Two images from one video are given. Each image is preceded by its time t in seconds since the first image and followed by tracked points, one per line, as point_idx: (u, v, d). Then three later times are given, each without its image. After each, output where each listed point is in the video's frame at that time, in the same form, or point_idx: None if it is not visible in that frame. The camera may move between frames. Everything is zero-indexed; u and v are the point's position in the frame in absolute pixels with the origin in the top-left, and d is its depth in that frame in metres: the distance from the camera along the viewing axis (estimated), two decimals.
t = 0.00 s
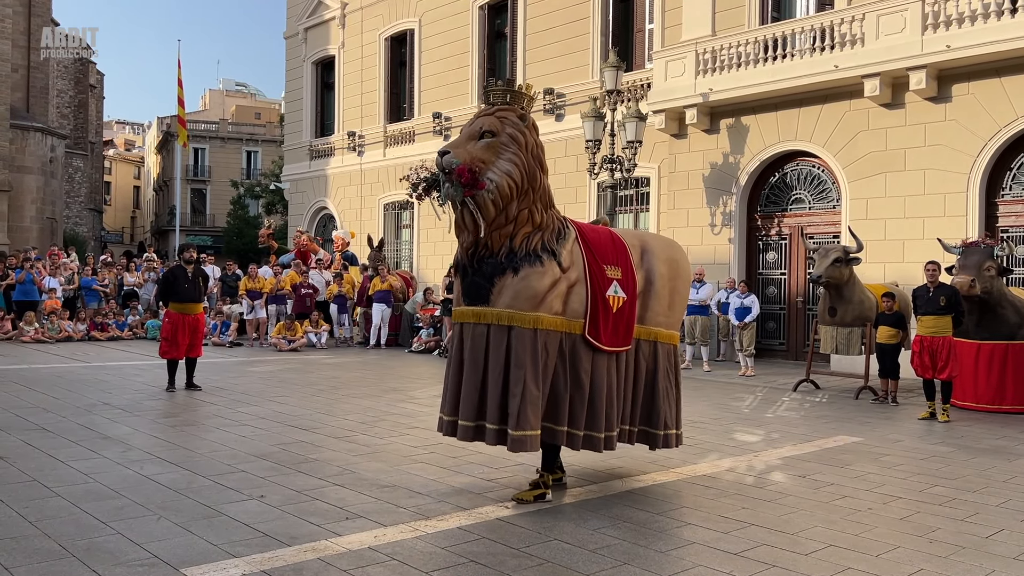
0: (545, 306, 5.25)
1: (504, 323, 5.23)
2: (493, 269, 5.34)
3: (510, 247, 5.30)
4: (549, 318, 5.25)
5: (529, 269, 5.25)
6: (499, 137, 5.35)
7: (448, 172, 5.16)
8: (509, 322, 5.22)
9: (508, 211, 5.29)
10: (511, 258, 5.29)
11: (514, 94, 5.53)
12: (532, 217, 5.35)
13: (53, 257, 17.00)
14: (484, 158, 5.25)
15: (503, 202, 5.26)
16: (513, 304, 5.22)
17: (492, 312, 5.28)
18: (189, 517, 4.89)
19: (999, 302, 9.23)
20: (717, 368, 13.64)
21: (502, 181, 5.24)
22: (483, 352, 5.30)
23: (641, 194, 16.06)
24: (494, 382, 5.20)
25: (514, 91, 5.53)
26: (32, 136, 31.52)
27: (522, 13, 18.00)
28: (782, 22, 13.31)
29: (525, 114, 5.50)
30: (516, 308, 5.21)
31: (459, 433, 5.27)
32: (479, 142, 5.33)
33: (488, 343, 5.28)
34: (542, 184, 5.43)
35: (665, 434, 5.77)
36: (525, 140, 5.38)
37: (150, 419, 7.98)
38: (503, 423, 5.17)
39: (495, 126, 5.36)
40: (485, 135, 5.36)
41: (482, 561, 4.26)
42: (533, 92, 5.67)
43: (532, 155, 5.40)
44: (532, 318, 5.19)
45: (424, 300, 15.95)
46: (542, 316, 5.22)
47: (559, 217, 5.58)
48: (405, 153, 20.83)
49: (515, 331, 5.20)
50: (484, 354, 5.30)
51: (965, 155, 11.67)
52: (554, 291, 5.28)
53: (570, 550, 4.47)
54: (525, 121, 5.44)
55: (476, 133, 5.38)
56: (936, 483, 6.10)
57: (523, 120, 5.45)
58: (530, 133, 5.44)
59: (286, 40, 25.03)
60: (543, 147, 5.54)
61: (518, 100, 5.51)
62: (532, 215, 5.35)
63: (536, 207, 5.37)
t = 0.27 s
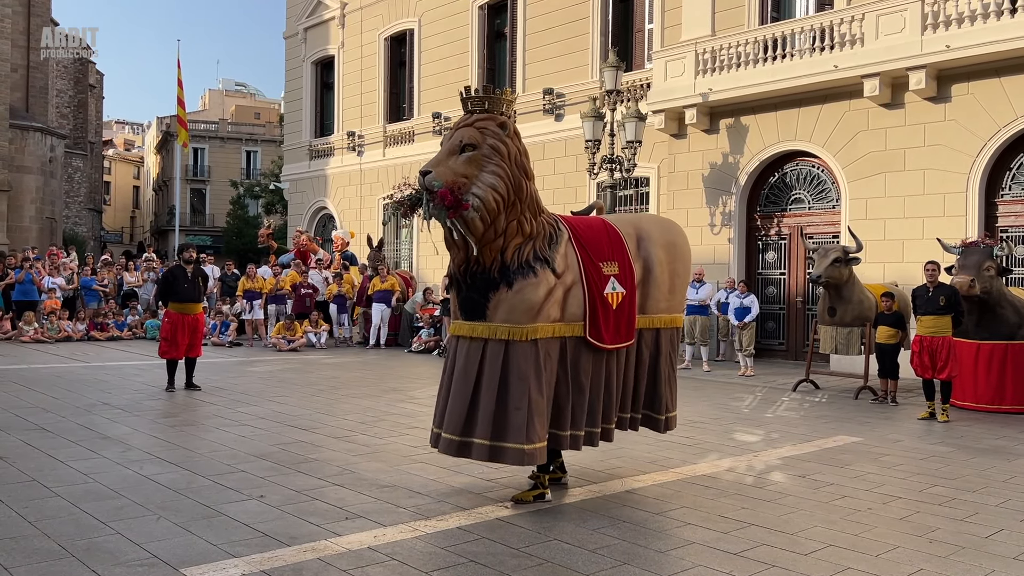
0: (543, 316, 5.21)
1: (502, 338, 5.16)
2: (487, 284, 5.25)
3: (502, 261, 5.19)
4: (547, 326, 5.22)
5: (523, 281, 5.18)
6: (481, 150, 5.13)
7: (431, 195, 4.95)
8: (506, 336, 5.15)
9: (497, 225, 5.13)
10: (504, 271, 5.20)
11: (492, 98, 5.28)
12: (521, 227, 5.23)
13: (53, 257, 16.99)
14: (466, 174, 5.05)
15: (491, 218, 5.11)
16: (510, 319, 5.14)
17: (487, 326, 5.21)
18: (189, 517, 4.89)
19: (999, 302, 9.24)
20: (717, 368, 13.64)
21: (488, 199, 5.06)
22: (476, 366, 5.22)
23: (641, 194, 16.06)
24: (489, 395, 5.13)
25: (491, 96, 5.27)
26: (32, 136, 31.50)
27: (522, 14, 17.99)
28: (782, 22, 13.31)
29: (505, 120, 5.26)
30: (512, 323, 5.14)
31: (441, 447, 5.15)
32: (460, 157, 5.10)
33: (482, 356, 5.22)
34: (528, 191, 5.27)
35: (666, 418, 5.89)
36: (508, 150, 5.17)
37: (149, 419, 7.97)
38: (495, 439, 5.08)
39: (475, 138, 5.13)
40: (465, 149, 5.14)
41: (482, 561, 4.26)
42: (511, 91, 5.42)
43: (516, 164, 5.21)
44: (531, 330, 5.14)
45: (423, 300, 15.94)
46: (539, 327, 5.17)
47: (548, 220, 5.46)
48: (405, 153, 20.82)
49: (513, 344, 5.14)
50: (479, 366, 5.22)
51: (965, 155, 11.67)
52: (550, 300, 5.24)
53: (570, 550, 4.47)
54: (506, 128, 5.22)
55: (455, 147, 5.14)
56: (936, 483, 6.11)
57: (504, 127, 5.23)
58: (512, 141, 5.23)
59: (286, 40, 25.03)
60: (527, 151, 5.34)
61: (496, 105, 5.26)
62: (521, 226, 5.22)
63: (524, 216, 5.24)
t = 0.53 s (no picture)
0: (540, 318, 5.20)
1: (500, 342, 5.14)
2: (483, 290, 5.22)
3: (497, 266, 5.16)
4: (545, 328, 5.22)
5: (519, 285, 5.16)
6: (469, 157, 5.10)
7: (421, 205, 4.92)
8: (504, 340, 5.14)
9: (489, 231, 5.11)
10: (500, 276, 5.17)
11: (476, 104, 5.26)
12: (514, 231, 5.20)
13: (52, 257, 16.97)
14: (455, 182, 5.03)
15: (482, 224, 5.08)
16: (508, 323, 5.13)
17: (485, 332, 5.19)
18: (188, 517, 4.88)
19: (998, 302, 9.24)
20: (716, 368, 13.64)
21: (478, 205, 5.04)
22: (477, 371, 5.20)
23: (640, 194, 16.04)
24: (491, 400, 5.10)
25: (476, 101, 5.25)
26: (31, 136, 31.46)
27: (521, 13, 17.98)
28: (782, 22, 13.31)
29: (490, 125, 5.24)
30: (510, 327, 5.12)
31: (442, 452, 5.15)
32: (448, 166, 5.08)
33: (482, 361, 5.20)
34: (519, 194, 5.25)
35: (673, 410, 6.02)
36: (496, 155, 5.15)
37: (149, 419, 7.97)
38: (500, 444, 5.04)
39: (462, 146, 5.11)
40: (453, 156, 5.11)
41: (481, 561, 4.26)
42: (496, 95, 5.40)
43: (505, 168, 5.18)
44: (530, 333, 5.13)
45: (423, 300, 15.93)
46: (537, 329, 5.17)
47: (541, 221, 5.44)
48: (405, 153, 20.81)
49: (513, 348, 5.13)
50: (480, 371, 5.19)
51: (964, 155, 11.67)
52: (547, 302, 5.23)
53: (570, 550, 4.47)
54: (492, 133, 5.20)
55: (443, 155, 5.12)
56: (936, 483, 6.10)
57: (490, 132, 5.21)
58: (500, 145, 5.20)
59: (286, 40, 25.01)
60: (515, 154, 5.32)
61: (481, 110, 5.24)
62: (514, 230, 5.19)
63: (516, 219, 5.22)
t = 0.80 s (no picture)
0: (534, 314, 5.21)
1: (495, 338, 5.19)
2: (478, 284, 5.24)
3: (493, 260, 5.18)
4: (539, 325, 5.23)
5: (514, 280, 5.18)
6: (469, 151, 5.14)
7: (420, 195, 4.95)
8: (499, 336, 5.18)
9: (486, 225, 5.13)
10: (495, 270, 5.19)
11: (478, 99, 5.28)
12: (510, 226, 5.23)
13: (52, 257, 16.96)
14: (454, 174, 5.06)
15: (480, 217, 5.11)
16: (503, 317, 5.15)
17: (481, 327, 5.22)
18: (188, 517, 4.88)
19: (998, 302, 9.24)
20: (716, 368, 13.65)
21: (476, 198, 5.06)
22: (476, 366, 5.25)
23: (640, 194, 16.02)
24: (487, 395, 5.17)
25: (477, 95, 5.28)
26: (30, 136, 31.43)
27: (521, 13, 17.97)
28: (781, 22, 13.30)
29: (491, 120, 5.27)
30: (504, 320, 5.15)
31: (453, 449, 5.20)
32: (448, 159, 5.11)
33: (481, 357, 5.24)
34: (517, 189, 5.28)
35: (671, 416, 5.94)
36: (496, 150, 5.17)
37: (148, 419, 7.97)
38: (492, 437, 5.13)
39: (462, 139, 5.14)
40: (453, 149, 5.14)
41: (481, 561, 4.26)
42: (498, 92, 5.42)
43: (504, 164, 5.21)
44: (522, 329, 5.15)
45: (423, 300, 15.93)
46: (531, 326, 5.18)
47: (537, 218, 5.46)
48: (404, 153, 20.80)
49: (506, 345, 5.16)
50: (478, 364, 5.25)
51: (964, 155, 11.67)
52: (542, 298, 5.25)
53: (570, 550, 4.46)
54: (492, 128, 5.22)
55: (443, 148, 5.15)
56: (936, 483, 6.10)
57: (491, 127, 5.24)
58: (500, 140, 5.23)
59: (285, 39, 25.00)
60: (515, 151, 5.34)
61: (483, 104, 5.27)
62: (510, 226, 5.22)
63: (514, 214, 5.24)
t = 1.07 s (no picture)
0: (534, 311, 5.23)
1: (496, 335, 5.22)
2: (478, 281, 5.26)
3: (492, 257, 5.20)
4: (538, 323, 5.25)
5: (514, 277, 5.20)
6: (469, 149, 5.17)
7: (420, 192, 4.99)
8: (502, 334, 5.21)
9: (486, 222, 5.16)
10: (495, 267, 5.21)
11: (479, 98, 5.32)
12: (510, 224, 5.25)
13: (51, 257, 16.96)
14: (454, 172, 5.09)
15: (479, 214, 5.14)
16: (502, 314, 5.18)
17: (480, 324, 5.24)
18: (188, 517, 4.88)
19: (997, 303, 9.24)
20: (715, 368, 13.66)
21: (476, 195, 5.09)
22: (480, 364, 5.27)
23: (640, 194, 16.01)
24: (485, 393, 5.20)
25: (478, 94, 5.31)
26: (29, 136, 31.42)
27: (521, 14, 17.97)
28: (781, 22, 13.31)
29: (491, 119, 5.31)
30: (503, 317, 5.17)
31: (466, 447, 5.21)
32: (448, 156, 5.15)
33: (482, 355, 5.26)
34: (517, 187, 5.31)
35: (673, 417, 5.90)
36: (495, 148, 5.21)
37: (148, 419, 7.97)
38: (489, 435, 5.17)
39: (463, 137, 5.18)
40: (453, 147, 5.17)
41: (481, 561, 4.26)
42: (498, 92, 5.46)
43: (504, 162, 5.24)
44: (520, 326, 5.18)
45: (423, 300, 16.00)
46: (529, 322, 5.21)
47: (537, 217, 5.48)
48: (403, 153, 20.79)
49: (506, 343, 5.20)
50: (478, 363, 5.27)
51: (963, 156, 11.68)
52: (541, 295, 5.27)
53: (569, 550, 4.47)
54: (492, 127, 5.25)
55: (443, 146, 5.18)
56: (935, 483, 6.10)
57: (491, 126, 5.27)
58: (499, 138, 5.27)
59: (285, 39, 24.98)
60: (514, 150, 5.38)
61: (484, 103, 5.31)
62: (510, 223, 5.24)
63: (514, 212, 5.27)
